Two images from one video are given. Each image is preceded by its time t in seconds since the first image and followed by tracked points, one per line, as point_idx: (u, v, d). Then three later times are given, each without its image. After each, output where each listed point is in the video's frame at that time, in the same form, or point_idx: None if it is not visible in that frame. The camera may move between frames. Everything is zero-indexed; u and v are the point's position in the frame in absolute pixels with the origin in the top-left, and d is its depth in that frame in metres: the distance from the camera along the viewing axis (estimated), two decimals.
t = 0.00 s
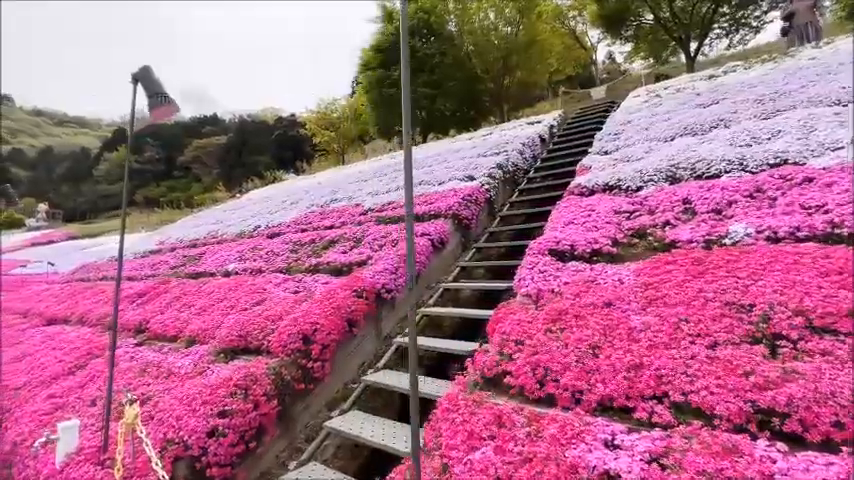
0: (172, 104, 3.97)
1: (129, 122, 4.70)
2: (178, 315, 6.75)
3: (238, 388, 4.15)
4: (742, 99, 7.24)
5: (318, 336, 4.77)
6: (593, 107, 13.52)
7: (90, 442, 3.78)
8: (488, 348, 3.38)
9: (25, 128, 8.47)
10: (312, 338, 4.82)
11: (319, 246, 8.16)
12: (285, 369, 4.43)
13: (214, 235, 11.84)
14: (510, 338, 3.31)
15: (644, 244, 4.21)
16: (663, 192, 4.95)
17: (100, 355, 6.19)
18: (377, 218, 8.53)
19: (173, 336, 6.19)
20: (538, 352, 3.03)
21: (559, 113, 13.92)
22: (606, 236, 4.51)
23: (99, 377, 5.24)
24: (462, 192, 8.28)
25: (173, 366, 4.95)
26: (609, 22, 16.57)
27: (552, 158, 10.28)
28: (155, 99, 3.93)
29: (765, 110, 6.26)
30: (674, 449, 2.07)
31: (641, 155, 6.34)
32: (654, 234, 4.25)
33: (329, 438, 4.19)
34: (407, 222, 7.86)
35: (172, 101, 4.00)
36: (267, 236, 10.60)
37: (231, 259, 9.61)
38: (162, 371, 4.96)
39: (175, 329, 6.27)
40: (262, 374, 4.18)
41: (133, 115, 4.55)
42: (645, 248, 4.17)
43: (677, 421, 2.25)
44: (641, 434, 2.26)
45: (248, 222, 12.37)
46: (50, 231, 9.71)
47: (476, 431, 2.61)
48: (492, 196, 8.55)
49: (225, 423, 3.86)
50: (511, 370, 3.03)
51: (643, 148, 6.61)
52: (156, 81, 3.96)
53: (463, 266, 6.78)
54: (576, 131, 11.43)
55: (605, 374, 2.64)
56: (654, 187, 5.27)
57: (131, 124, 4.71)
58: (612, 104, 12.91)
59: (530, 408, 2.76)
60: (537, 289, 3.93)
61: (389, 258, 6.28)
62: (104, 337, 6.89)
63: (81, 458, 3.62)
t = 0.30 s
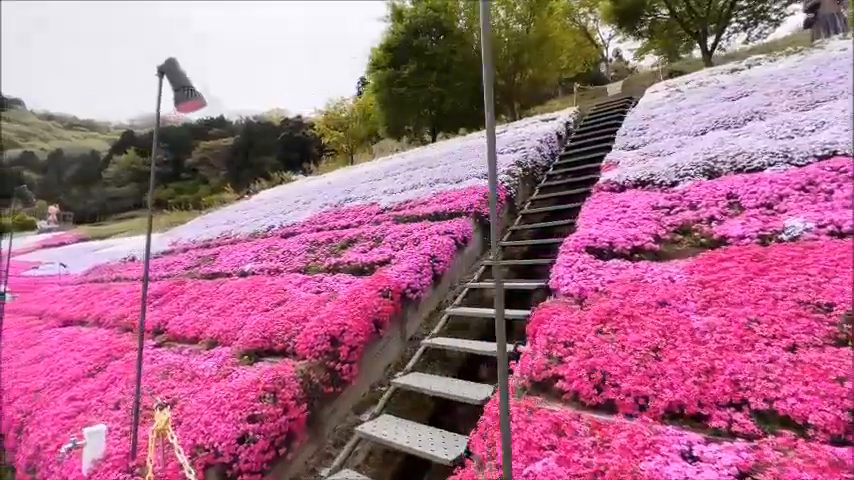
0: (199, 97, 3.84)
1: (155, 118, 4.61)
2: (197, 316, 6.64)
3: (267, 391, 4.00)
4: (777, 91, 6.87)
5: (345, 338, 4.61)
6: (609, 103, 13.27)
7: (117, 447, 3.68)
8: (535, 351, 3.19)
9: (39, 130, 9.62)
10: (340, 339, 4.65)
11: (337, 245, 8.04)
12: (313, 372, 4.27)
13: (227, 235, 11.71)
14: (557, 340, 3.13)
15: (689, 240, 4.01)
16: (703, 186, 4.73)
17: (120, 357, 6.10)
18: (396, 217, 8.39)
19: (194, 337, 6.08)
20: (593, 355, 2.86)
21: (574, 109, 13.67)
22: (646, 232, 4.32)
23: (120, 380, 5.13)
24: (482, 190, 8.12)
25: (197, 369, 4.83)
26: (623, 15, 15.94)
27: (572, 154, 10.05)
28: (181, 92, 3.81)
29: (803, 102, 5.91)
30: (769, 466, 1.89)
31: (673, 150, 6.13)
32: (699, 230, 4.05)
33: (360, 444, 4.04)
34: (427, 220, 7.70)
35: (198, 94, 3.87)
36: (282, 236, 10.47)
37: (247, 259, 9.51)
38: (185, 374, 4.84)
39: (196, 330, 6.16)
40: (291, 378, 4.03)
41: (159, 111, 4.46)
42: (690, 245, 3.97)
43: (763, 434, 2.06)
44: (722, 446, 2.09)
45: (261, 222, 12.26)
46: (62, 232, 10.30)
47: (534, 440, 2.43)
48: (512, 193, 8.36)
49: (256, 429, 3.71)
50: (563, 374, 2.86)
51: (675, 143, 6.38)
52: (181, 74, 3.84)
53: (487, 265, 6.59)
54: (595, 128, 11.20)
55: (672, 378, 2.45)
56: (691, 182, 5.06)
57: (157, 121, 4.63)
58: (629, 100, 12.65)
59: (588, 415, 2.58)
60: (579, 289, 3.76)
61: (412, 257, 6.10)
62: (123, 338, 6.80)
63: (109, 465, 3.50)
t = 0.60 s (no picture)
0: (221, 88, 3.67)
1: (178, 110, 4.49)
2: (214, 317, 6.49)
3: (294, 396, 3.82)
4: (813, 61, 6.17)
5: (371, 340, 4.42)
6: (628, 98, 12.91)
7: (140, 456, 3.58)
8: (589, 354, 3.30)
9: (50, 134, 8.92)
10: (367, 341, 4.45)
11: (355, 245, 7.85)
12: (341, 376, 4.09)
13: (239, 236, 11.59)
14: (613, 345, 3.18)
15: (740, 237, 3.75)
16: (749, 178, 4.46)
17: (137, 359, 5.96)
18: (414, 215, 8.19)
19: (212, 339, 5.93)
20: (653, 361, 2.91)
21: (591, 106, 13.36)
22: (690, 229, 4.08)
23: (139, 383, 4.99)
24: (503, 187, 7.90)
25: (217, 372, 4.66)
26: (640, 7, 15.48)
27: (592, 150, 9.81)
28: (203, 83, 3.64)
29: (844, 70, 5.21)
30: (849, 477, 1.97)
31: (708, 142, 5.85)
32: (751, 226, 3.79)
33: (390, 452, 3.86)
34: (447, 218, 7.50)
35: (220, 85, 3.69)
36: (296, 236, 10.32)
37: (261, 260, 9.36)
38: (206, 377, 4.68)
39: (214, 332, 6.00)
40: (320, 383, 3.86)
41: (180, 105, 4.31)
42: (741, 241, 3.70)
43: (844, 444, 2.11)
44: (822, 464, 2.08)
45: (271, 222, 12.08)
46: (74, 233, 9.04)
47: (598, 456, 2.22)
48: (533, 191, 8.13)
49: (284, 436, 3.53)
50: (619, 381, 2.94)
51: (711, 135, 6.07)
52: (203, 64, 3.67)
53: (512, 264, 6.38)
54: (615, 124, 10.94)
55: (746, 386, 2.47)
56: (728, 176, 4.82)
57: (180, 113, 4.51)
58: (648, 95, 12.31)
59: (655, 425, 2.64)
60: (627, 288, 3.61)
61: (436, 256, 5.89)
62: (138, 340, 6.66)
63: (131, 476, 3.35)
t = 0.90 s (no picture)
0: (241, 69, 3.42)
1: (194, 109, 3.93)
2: (229, 316, 6.27)
3: (320, 401, 3.56)
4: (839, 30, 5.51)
5: (398, 339, 4.14)
6: (647, 91, 12.51)
7: (157, 465, 3.50)
8: (650, 358, 3.09)
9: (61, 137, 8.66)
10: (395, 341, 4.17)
11: (372, 241, 7.61)
12: (368, 380, 3.83)
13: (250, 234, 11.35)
14: (680, 349, 3.03)
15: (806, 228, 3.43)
16: (805, 166, 4.12)
17: (150, 360, 5.74)
18: (432, 211, 7.92)
19: (227, 339, 5.71)
20: (733, 367, 2.74)
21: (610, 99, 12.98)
22: (747, 221, 3.76)
23: (153, 385, 4.77)
24: (526, 181, 7.60)
25: (235, 374, 4.42)
26: None
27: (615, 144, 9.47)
28: (222, 64, 3.39)
29: None
30: None
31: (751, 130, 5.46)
32: (817, 217, 3.47)
33: (423, 460, 3.59)
34: (469, 214, 7.22)
35: (241, 66, 3.45)
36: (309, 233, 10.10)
37: (274, 258, 9.14)
38: (223, 379, 4.45)
39: (229, 331, 5.77)
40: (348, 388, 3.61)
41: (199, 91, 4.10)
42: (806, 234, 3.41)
43: None
44: None
45: (281, 221, 11.80)
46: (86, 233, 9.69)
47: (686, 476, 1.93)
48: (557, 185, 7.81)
49: (311, 445, 3.27)
50: (695, 388, 2.77)
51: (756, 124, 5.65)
52: (222, 44, 3.43)
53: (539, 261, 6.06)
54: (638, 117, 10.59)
55: (852, 393, 2.33)
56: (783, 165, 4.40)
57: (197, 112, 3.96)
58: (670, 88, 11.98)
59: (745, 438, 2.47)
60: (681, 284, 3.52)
61: (460, 252, 5.59)
62: (151, 340, 6.45)
63: None
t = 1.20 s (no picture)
0: (264, 54, 3.19)
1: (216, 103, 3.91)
2: (245, 318, 6.07)
3: (349, 411, 3.31)
4: None
5: (428, 343, 3.89)
6: (669, 86, 12.09)
7: None
8: (727, 370, 2.88)
9: (73, 139, 7.62)
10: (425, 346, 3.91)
11: (390, 240, 7.37)
12: (398, 387, 3.57)
13: (262, 233, 11.13)
14: (762, 357, 2.80)
15: None
16: None
17: (166, 363, 5.57)
18: (452, 209, 7.66)
19: (244, 341, 5.50)
20: (834, 380, 2.44)
21: (630, 94, 12.62)
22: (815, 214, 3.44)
23: (169, 390, 4.58)
24: (550, 178, 7.30)
25: (255, 379, 4.19)
26: None
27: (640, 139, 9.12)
28: (245, 49, 3.17)
29: None
30: None
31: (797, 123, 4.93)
32: None
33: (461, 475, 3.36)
34: (491, 212, 6.95)
35: (264, 51, 3.22)
36: (322, 233, 9.88)
37: (289, 257, 8.93)
38: (243, 384, 4.23)
39: (246, 333, 5.56)
40: (379, 396, 3.36)
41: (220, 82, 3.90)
42: None
43: None
44: None
45: (292, 220, 11.50)
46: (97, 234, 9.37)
47: None
48: (582, 182, 7.52)
49: (343, 459, 3.02)
50: (787, 404, 2.53)
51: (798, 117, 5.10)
52: (245, 27, 3.21)
53: (569, 260, 5.79)
54: (662, 113, 10.26)
55: None
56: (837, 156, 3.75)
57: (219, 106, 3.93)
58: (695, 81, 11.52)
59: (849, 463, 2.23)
60: (746, 284, 3.31)
61: (488, 251, 5.31)
62: (165, 341, 6.28)
63: None
